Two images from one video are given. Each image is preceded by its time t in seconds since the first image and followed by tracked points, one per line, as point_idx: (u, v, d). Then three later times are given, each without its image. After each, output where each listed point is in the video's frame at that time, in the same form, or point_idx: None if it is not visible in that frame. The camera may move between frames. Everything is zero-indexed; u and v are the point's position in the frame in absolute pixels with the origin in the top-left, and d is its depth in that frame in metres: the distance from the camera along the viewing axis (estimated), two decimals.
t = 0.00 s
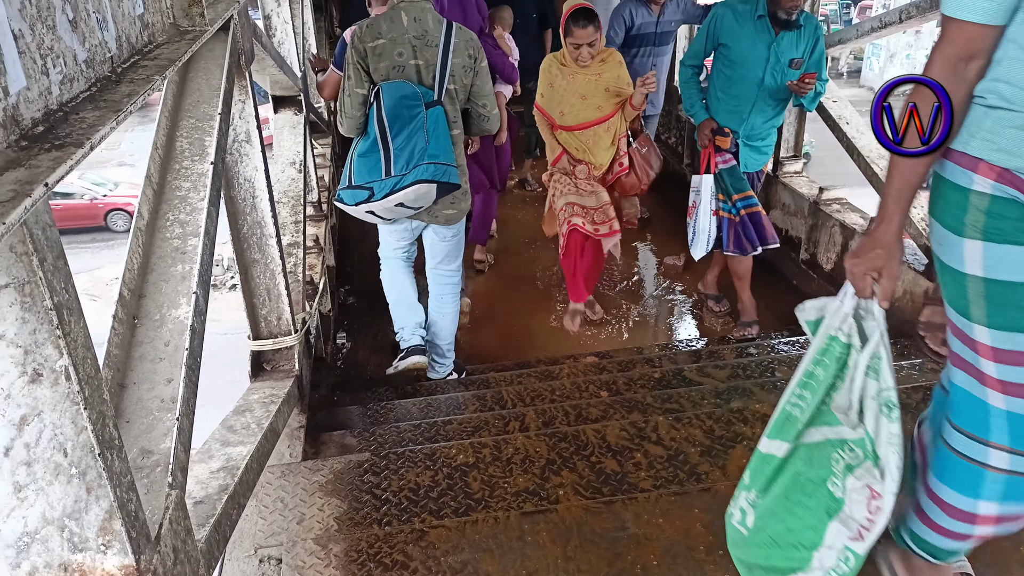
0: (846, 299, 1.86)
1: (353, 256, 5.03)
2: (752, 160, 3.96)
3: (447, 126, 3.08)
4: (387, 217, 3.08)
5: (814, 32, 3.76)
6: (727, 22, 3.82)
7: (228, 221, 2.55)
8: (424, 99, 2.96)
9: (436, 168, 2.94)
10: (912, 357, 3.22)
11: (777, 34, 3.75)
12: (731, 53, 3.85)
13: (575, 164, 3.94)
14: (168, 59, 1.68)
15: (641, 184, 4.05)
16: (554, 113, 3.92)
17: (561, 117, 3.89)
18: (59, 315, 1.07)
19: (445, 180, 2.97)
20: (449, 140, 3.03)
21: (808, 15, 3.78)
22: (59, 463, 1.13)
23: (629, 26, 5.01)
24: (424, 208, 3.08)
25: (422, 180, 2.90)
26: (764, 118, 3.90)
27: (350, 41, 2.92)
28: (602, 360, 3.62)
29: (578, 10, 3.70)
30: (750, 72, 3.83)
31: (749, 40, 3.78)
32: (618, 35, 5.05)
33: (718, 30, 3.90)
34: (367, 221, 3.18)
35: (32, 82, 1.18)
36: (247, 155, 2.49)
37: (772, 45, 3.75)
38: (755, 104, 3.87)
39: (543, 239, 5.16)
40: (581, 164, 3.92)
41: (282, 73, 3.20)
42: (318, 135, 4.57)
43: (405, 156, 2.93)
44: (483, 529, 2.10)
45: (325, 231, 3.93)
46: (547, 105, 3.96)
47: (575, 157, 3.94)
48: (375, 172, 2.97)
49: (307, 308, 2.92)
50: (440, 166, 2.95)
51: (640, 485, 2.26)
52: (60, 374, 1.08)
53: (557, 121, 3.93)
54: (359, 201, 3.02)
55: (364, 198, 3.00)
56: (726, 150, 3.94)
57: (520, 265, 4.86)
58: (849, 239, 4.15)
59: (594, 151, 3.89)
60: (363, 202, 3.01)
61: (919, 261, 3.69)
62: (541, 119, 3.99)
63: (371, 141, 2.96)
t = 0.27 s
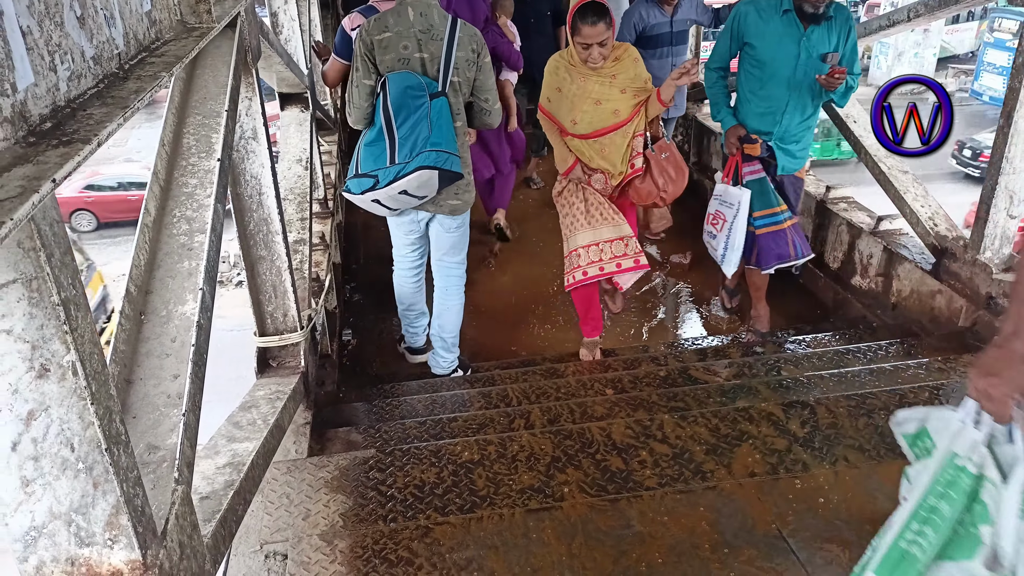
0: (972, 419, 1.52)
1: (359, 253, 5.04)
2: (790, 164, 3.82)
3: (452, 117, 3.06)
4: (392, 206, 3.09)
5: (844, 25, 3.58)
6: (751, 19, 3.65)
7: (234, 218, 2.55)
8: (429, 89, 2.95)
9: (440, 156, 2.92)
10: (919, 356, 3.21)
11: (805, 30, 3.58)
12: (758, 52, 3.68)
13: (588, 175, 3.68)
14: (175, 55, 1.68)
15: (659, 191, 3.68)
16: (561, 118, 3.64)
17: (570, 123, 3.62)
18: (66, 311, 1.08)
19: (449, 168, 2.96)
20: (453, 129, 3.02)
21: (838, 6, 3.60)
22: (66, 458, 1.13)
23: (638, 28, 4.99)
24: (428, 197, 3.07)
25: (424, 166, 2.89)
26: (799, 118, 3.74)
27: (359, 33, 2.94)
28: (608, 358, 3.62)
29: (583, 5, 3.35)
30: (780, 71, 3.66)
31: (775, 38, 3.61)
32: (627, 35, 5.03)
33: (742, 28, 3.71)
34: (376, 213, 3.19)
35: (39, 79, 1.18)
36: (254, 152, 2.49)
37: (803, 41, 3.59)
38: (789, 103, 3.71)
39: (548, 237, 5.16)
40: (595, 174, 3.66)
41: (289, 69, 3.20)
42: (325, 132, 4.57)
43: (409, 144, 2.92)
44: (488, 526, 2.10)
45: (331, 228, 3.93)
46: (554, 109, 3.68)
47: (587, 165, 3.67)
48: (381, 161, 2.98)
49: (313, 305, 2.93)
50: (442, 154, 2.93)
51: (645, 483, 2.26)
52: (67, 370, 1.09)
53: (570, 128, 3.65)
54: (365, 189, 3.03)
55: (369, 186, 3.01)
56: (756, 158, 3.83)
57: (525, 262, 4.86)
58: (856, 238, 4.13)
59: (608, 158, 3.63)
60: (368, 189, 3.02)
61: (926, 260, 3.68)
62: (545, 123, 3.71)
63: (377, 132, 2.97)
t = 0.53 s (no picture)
0: None
1: (359, 251, 5.03)
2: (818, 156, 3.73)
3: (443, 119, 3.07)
4: (392, 207, 3.13)
5: (871, 16, 3.52)
6: (774, 12, 3.55)
7: (233, 216, 2.54)
8: (419, 95, 2.95)
9: (435, 160, 2.94)
10: (919, 353, 3.21)
11: (832, 22, 3.50)
12: (783, 47, 3.58)
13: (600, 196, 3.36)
14: (173, 53, 1.67)
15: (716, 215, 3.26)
16: (573, 134, 3.33)
17: (583, 142, 3.31)
18: (64, 310, 1.07)
19: (445, 170, 2.98)
20: (446, 131, 3.03)
21: None
22: (64, 457, 1.13)
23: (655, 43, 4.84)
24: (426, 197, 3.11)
25: (421, 171, 2.91)
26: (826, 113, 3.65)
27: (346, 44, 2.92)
28: (608, 355, 3.61)
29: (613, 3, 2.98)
30: (806, 64, 3.57)
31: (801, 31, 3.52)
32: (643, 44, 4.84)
33: (764, 22, 3.60)
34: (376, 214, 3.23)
35: (37, 76, 1.18)
36: (253, 150, 2.48)
37: (830, 34, 3.51)
38: (813, 101, 3.62)
39: (549, 235, 5.15)
40: (608, 195, 3.32)
41: (288, 67, 3.19)
42: (324, 129, 4.56)
43: (404, 150, 2.94)
44: (489, 524, 2.10)
45: (331, 226, 3.93)
46: (563, 121, 3.35)
47: (600, 186, 3.36)
48: (379, 167, 3.01)
49: (313, 303, 2.92)
50: (439, 159, 2.94)
51: (645, 481, 2.25)
52: (65, 368, 1.08)
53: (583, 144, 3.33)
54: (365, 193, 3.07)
55: (369, 191, 3.05)
56: (778, 158, 3.79)
57: (525, 260, 4.85)
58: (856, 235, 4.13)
59: (622, 181, 3.31)
60: (369, 194, 3.06)
61: (927, 257, 3.67)
62: (550, 137, 3.40)
63: (374, 140, 3.00)
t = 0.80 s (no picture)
0: None
1: (362, 244, 5.03)
2: (851, 161, 3.48)
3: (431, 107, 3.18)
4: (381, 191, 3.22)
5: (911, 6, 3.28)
6: (808, 1, 3.29)
7: (236, 208, 2.55)
8: (407, 83, 3.06)
9: (420, 143, 3.04)
10: (922, 349, 3.20)
11: (868, 13, 3.26)
12: (816, 36, 3.33)
13: (622, 174, 2.96)
14: (176, 45, 1.67)
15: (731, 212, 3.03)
16: (600, 102, 2.86)
17: (611, 116, 2.86)
18: (67, 301, 1.08)
19: (430, 154, 3.08)
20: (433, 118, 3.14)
21: None
22: (67, 448, 1.13)
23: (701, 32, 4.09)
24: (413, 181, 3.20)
25: (406, 154, 3.01)
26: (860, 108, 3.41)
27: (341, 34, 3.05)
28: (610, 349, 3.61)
29: None
30: (840, 58, 3.32)
31: (836, 22, 3.27)
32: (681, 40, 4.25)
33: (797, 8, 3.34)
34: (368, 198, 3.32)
35: (40, 67, 1.18)
36: (256, 143, 2.48)
37: (866, 24, 3.26)
38: (846, 94, 3.39)
39: (551, 229, 5.14)
40: (629, 177, 2.94)
41: (291, 60, 3.19)
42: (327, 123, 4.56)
43: (391, 134, 3.05)
44: (490, 517, 2.10)
45: (334, 219, 3.93)
46: (588, 84, 2.86)
47: (623, 166, 2.95)
48: (368, 150, 3.11)
49: (315, 296, 2.93)
50: (425, 143, 3.05)
51: (646, 474, 2.26)
52: (68, 359, 1.09)
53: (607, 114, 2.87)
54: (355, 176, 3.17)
55: (359, 173, 3.14)
56: (805, 155, 3.55)
57: (527, 254, 4.85)
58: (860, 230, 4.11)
59: (651, 164, 2.89)
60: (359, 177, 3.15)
61: (931, 252, 3.66)
62: (573, 102, 2.92)
63: (363, 124, 3.11)
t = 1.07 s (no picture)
0: None
1: (362, 239, 5.03)
2: (864, 149, 3.38)
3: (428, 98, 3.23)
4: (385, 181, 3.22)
5: None
6: None
7: (236, 203, 2.55)
8: (408, 72, 3.10)
9: (424, 131, 3.08)
10: (922, 347, 3.20)
11: None
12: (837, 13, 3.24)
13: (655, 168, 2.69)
14: (177, 38, 1.67)
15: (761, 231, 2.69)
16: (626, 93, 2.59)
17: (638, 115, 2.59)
18: (67, 293, 1.08)
19: (432, 142, 3.13)
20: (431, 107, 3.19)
21: None
22: (68, 440, 1.14)
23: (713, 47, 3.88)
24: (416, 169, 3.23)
25: (413, 142, 3.04)
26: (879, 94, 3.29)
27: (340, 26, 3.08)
28: (610, 346, 3.61)
29: None
30: (860, 39, 3.22)
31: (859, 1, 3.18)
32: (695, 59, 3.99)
33: None
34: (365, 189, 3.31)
35: (41, 60, 1.18)
36: (257, 137, 2.48)
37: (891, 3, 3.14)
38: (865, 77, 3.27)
39: (551, 225, 5.14)
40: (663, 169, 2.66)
41: (292, 54, 3.19)
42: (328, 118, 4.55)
43: (395, 122, 3.07)
44: (489, 512, 2.11)
45: (334, 214, 3.93)
46: (614, 73, 2.59)
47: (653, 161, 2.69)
48: (370, 141, 3.11)
49: (315, 291, 2.93)
50: (427, 130, 3.09)
51: (646, 471, 2.26)
52: (69, 351, 1.09)
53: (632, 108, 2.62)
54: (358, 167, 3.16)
55: (362, 164, 3.14)
56: (829, 132, 3.45)
57: (528, 250, 4.84)
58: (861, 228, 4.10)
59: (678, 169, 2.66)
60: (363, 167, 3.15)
61: (932, 250, 3.66)
62: (599, 85, 2.67)
63: (365, 114, 3.10)
